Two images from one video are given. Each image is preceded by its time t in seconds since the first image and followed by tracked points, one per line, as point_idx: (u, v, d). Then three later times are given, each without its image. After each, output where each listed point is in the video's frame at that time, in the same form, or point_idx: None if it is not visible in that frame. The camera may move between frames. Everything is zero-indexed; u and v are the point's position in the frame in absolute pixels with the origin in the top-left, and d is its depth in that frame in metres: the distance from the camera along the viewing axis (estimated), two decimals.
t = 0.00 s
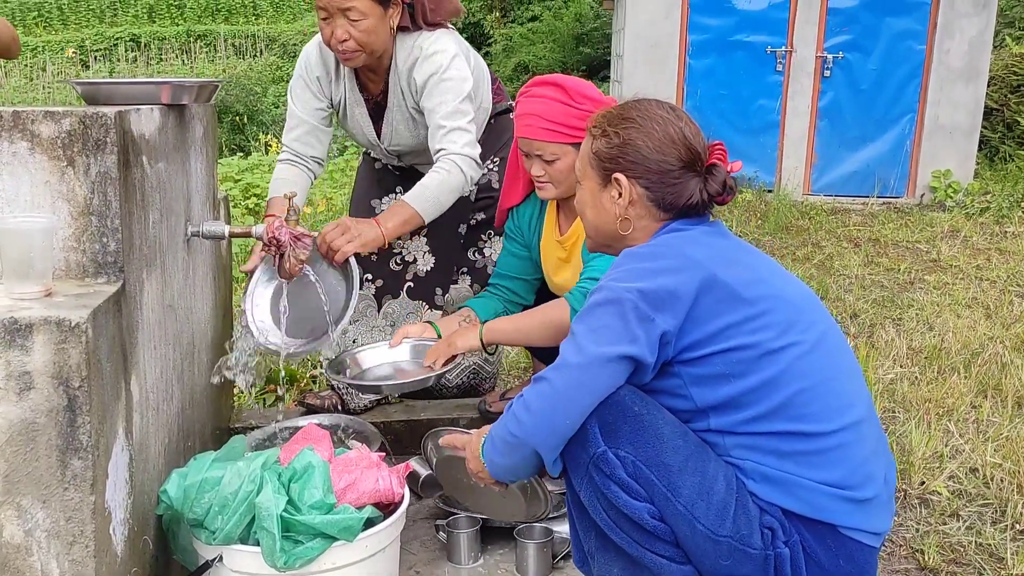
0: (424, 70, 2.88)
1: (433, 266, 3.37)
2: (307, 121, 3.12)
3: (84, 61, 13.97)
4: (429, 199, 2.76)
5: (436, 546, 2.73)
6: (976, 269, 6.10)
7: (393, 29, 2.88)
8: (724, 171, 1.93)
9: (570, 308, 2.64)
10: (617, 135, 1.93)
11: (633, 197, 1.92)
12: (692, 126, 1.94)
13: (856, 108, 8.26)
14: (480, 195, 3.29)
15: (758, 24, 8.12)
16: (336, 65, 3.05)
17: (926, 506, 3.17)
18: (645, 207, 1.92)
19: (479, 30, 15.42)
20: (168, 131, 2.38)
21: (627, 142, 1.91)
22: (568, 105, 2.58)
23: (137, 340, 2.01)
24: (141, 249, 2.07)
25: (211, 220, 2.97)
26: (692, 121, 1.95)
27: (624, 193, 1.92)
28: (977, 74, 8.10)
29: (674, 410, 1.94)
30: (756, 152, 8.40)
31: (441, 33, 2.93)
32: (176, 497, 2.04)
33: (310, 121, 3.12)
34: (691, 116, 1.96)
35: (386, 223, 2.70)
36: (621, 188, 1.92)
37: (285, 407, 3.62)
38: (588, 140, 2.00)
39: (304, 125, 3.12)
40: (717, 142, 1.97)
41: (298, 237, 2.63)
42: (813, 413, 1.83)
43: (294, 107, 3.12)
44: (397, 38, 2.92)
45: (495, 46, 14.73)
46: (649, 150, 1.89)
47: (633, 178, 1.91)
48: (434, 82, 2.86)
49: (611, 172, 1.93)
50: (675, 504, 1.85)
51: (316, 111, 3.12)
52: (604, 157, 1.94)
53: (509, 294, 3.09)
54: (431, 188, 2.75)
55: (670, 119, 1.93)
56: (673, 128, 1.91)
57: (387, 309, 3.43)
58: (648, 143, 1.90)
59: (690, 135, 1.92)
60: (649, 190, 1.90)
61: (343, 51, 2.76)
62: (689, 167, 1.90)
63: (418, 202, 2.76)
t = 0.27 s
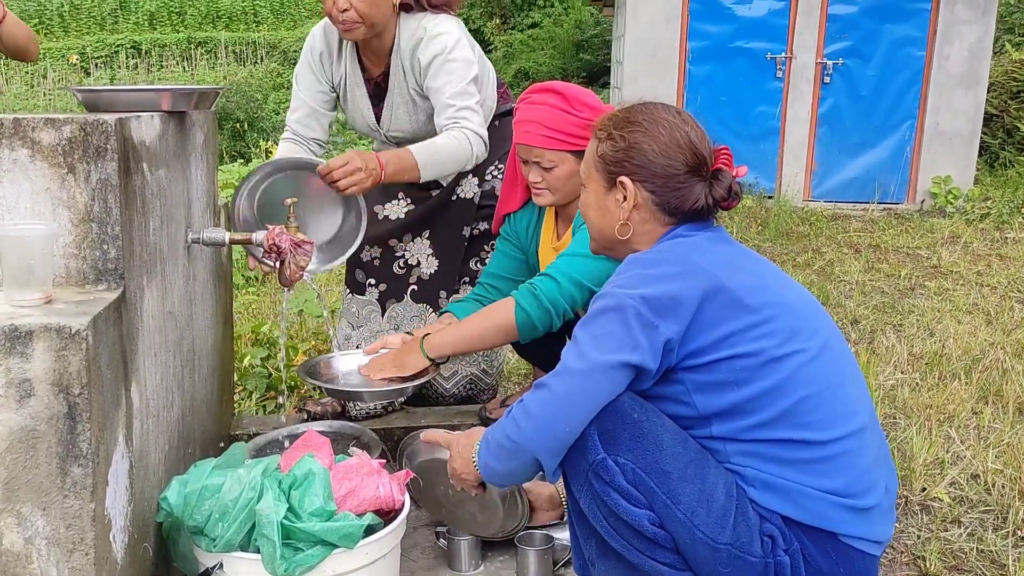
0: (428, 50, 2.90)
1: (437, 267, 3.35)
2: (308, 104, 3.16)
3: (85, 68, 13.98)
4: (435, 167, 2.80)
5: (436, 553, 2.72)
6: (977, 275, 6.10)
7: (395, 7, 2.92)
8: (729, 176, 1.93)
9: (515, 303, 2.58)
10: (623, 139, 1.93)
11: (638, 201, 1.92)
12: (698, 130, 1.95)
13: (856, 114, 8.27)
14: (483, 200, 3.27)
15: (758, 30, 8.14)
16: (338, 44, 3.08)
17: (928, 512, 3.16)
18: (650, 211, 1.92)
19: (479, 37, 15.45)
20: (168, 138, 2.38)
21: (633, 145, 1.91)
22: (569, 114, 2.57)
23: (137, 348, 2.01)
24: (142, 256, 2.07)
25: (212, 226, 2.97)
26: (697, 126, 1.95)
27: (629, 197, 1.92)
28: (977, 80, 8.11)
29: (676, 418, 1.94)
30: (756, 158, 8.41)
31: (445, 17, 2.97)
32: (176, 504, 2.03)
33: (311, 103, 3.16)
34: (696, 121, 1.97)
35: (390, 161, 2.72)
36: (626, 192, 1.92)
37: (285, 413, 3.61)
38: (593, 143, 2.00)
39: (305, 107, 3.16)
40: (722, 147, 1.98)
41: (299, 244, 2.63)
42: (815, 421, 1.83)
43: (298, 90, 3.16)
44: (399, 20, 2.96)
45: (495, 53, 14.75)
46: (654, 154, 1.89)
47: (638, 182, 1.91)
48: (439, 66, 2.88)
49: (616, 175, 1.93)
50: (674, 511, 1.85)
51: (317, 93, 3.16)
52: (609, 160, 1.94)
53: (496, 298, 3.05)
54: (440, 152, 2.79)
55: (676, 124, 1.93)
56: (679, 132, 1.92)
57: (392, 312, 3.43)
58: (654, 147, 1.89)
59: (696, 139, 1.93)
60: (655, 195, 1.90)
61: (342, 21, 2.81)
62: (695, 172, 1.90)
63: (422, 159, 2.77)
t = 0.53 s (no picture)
0: (428, 26, 2.91)
1: (436, 276, 3.35)
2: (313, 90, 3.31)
3: (87, 79, 14.02)
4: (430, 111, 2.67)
5: (438, 564, 2.72)
6: (979, 284, 6.09)
7: None
8: (733, 188, 1.93)
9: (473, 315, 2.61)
10: (627, 150, 1.93)
11: (641, 211, 1.92)
12: (702, 142, 1.95)
13: (857, 124, 8.28)
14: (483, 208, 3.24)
15: (758, 40, 8.16)
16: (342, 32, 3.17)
17: (931, 522, 3.15)
18: (652, 221, 1.92)
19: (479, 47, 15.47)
20: (170, 149, 2.39)
21: (637, 156, 1.91)
22: (558, 126, 2.57)
23: (139, 359, 2.02)
24: (144, 267, 2.08)
25: (213, 237, 2.97)
26: (702, 138, 1.95)
27: (632, 207, 1.92)
28: (977, 90, 8.13)
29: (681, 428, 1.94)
30: (757, 168, 8.41)
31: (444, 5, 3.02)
32: (177, 516, 2.01)
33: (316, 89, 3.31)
34: (701, 133, 1.97)
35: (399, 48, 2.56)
36: (629, 201, 1.92)
37: (286, 424, 3.61)
38: (597, 153, 2.01)
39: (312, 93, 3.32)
40: (725, 159, 1.98)
41: (300, 254, 2.65)
42: (821, 431, 1.83)
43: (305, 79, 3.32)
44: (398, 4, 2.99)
45: (496, 63, 14.81)
46: (658, 165, 1.89)
47: (642, 192, 1.91)
48: (443, 39, 2.87)
49: (619, 184, 1.93)
50: (680, 523, 1.84)
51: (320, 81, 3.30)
52: (612, 170, 1.94)
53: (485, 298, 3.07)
54: (442, 94, 2.69)
55: (681, 135, 1.93)
56: (683, 143, 1.92)
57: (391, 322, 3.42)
58: (658, 159, 1.90)
59: (700, 151, 1.93)
60: (658, 205, 1.90)
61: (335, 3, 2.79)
62: (698, 184, 1.90)
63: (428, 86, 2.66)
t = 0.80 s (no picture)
0: (393, 14, 2.88)
1: (430, 287, 3.34)
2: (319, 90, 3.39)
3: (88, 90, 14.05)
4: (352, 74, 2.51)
5: None
6: (979, 293, 6.10)
7: None
8: (737, 202, 1.93)
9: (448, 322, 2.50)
10: (631, 160, 1.93)
11: (644, 222, 1.92)
12: (707, 155, 1.95)
13: (856, 133, 8.30)
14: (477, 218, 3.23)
15: (756, 50, 8.18)
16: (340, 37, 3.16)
17: (933, 533, 3.14)
18: (655, 233, 1.93)
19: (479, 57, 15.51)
20: (170, 161, 2.39)
21: (641, 167, 1.91)
22: (530, 140, 2.57)
23: (139, 370, 2.02)
24: (144, 279, 2.08)
25: (213, 248, 2.98)
26: (707, 151, 1.95)
27: (635, 217, 1.92)
28: (977, 100, 8.15)
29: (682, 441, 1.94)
30: (757, 177, 8.43)
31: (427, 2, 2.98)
32: (176, 528, 2.03)
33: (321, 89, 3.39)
34: (706, 145, 1.97)
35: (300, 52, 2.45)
36: (632, 211, 1.93)
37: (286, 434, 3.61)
38: (601, 162, 2.01)
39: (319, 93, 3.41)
40: (730, 171, 1.97)
41: (300, 266, 2.64)
42: (824, 444, 1.83)
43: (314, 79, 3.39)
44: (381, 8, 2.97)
45: (496, 73, 14.87)
46: (662, 178, 1.89)
47: (645, 204, 1.91)
48: (404, 16, 2.79)
49: (622, 195, 1.94)
50: (678, 535, 1.85)
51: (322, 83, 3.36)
52: (615, 180, 1.94)
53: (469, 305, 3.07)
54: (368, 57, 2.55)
55: (686, 148, 1.93)
56: (688, 156, 1.92)
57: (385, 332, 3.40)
58: (662, 171, 1.90)
59: (704, 163, 1.92)
60: (661, 217, 1.91)
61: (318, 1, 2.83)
62: (702, 198, 1.90)
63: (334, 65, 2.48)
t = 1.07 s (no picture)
0: (375, 27, 2.85)
1: (423, 298, 3.30)
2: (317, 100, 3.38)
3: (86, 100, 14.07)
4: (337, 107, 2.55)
5: None
6: (976, 300, 6.11)
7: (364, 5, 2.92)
8: (743, 212, 1.93)
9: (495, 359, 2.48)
10: (638, 166, 1.94)
11: (648, 228, 1.93)
12: (714, 163, 1.95)
13: (853, 141, 8.31)
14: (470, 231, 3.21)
15: (753, 59, 8.21)
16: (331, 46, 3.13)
17: (932, 540, 3.14)
18: (659, 239, 1.94)
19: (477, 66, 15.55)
20: (169, 170, 2.40)
21: (648, 174, 1.92)
22: (516, 150, 2.57)
23: (138, 380, 2.03)
24: (143, 288, 2.08)
25: (212, 258, 2.98)
26: (714, 158, 1.95)
27: (640, 222, 1.93)
28: (972, 108, 8.19)
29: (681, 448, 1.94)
30: (754, 186, 8.44)
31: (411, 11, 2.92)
32: (175, 538, 2.02)
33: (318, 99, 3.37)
34: (713, 153, 1.97)
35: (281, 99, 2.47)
36: (637, 217, 1.94)
37: (284, 444, 3.61)
38: (608, 166, 2.02)
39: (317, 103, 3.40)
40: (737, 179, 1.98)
41: (299, 275, 2.65)
42: (821, 453, 1.83)
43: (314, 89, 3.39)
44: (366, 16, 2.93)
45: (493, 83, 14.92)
46: (668, 185, 1.90)
47: (650, 210, 1.92)
48: (384, 32, 2.78)
49: (628, 200, 1.94)
50: (672, 541, 1.86)
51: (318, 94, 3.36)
52: (622, 185, 1.95)
53: (466, 329, 3.03)
54: (347, 90, 2.56)
55: (694, 155, 1.94)
56: (696, 164, 1.92)
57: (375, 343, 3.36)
58: (669, 178, 1.91)
59: (711, 172, 1.93)
60: (666, 224, 1.92)
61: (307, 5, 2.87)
62: (708, 206, 1.91)
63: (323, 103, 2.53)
